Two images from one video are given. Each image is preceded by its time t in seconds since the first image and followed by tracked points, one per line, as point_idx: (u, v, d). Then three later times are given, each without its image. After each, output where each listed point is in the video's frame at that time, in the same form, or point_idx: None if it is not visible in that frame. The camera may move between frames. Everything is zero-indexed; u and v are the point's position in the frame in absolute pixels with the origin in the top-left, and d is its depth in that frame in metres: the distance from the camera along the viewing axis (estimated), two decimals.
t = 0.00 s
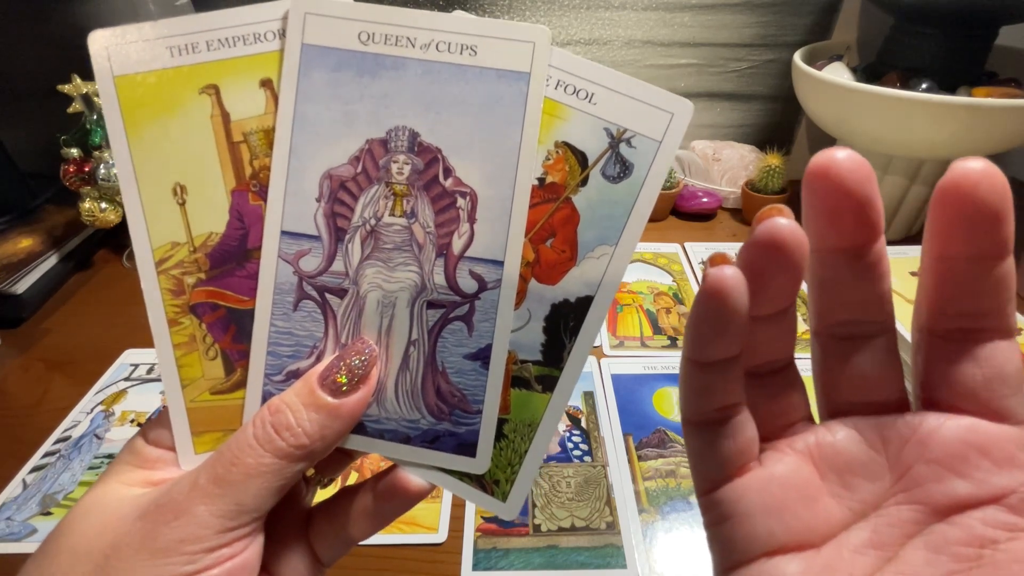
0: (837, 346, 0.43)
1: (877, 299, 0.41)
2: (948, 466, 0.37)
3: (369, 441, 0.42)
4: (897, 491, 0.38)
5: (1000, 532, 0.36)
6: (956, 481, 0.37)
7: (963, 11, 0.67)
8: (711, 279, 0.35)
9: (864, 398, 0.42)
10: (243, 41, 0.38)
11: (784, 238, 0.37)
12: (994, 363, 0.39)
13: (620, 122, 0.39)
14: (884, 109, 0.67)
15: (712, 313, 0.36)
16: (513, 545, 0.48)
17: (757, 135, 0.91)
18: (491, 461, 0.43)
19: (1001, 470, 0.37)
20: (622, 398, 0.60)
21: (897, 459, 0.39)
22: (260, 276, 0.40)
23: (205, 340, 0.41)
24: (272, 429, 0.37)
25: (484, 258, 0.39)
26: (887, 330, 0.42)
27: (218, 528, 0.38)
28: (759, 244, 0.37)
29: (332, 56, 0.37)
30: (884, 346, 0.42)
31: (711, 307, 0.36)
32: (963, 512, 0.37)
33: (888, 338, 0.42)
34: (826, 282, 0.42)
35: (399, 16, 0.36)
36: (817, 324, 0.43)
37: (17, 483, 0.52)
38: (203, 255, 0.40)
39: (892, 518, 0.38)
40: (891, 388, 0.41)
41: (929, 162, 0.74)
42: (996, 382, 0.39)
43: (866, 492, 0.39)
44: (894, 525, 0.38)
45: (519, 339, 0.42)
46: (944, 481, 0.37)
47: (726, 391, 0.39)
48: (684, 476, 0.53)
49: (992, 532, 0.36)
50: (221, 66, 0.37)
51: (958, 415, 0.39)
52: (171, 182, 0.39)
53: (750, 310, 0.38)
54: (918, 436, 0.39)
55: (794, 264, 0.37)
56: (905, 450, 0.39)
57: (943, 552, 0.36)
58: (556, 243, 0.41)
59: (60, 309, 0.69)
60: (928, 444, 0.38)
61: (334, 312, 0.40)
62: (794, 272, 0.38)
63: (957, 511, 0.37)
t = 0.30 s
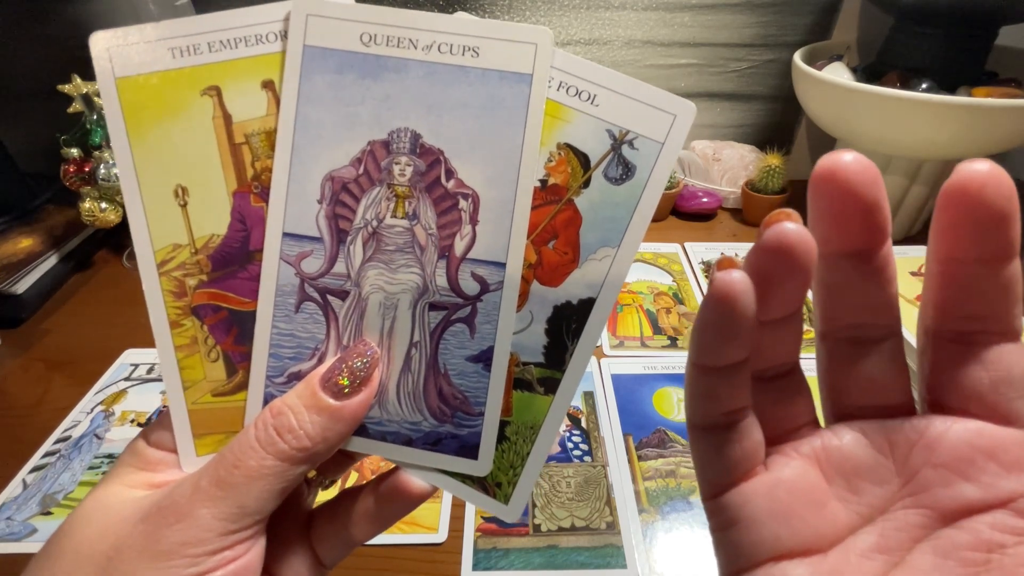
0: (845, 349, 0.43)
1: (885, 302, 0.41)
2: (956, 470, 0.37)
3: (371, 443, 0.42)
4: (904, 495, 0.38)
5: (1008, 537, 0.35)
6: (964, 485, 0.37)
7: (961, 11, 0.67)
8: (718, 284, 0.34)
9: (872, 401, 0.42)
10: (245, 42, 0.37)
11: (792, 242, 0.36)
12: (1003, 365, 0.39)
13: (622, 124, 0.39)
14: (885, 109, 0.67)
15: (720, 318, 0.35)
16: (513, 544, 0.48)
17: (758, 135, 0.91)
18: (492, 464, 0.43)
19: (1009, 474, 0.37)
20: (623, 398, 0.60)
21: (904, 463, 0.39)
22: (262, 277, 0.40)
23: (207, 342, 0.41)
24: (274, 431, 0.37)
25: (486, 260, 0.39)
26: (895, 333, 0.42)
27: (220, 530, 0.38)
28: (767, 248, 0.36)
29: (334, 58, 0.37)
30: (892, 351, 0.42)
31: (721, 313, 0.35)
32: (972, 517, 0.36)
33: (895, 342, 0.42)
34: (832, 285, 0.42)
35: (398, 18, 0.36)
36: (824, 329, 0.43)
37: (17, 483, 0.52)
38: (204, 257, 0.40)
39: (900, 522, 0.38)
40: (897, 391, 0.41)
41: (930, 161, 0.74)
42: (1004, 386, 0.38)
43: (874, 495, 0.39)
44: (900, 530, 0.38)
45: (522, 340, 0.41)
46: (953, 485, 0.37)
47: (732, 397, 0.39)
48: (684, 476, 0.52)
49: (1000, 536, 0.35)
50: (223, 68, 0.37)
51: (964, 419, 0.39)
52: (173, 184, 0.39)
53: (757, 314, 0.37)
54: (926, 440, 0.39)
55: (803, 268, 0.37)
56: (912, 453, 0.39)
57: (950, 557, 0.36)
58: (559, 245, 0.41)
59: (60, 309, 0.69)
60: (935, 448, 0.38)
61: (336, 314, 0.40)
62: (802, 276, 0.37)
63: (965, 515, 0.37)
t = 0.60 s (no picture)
0: (841, 350, 0.43)
1: (882, 303, 0.41)
2: (953, 471, 0.38)
3: (369, 444, 0.42)
4: (901, 497, 0.39)
5: (1007, 538, 0.36)
6: (961, 487, 0.37)
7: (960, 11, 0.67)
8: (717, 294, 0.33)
9: (870, 402, 0.42)
10: (242, 43, 0.37)
11: (794, 251, 0.34)
12: (998, 364, 0.39)
13: (620, 124, 0.39)
14: (884, 109, 0.67)
15: (720, 327, 0.34)
16: (513, 545, 0.47)
17: (757, 135, 0.91)
18: (491, 464, 0.43)
19: (1006, 475, 0.37)
20: (623, 398, 0.60)
21: (901, 465, 0.39)
22: (260, 278, 0.40)
23: (204, 343, 0.41)
24: (271, 432, 0.37)
25: (484, 260, 0.39)
26: (891, 335, 0.42)
27: (218, 532, 0.38)
28: (767, 256, 0.34)
29: (332, 58, 0.37)
30: (884, 352, 0.42)
31: (721, 321, 0.34)
32: (968, 518, 0.37)
33: (890, 343, 0.42)
34: (827, 287, 0.41)
35: (396, 18, 0.36)
36: (819, 330, 0.43)
37: (17, 483, 0.51)
38: (202, 257, 0.40)
39: (897, 524, 0.38)
40: (894, 392, 0.41)
41: (929, 162, 0.74)
42: (999, 384, 0.39)
43: (869, 498, 0.39)
44: (897, 532, 0.38)
45: (520, 340, 0.41)
46: (950, 487, 0.38)
47: (729, 404, 0.38)
48: (684, 476, 0.52)
49: (997, 538, 0.36)
50: (220, 68, 0.37)
51: (963, 419, 0.39)
52: (169, 185, 0.39)
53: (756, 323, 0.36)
54: (923, 441, 0.39)
55: (804, 277, 0.35)
56: (909, 455, 0.39)
57: (947, 558, 0.36)
58: (557, 245, 0.41)
59: (60, 309, 0.69)
60: (932, 449, 0.39)
61: (334, 315, 0.40)
62: (803, 285, 0.35)
63: (962, 517, 0.37)
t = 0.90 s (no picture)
0: (844, 354, 0.42)
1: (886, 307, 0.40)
2: (953, 472, 0.38)
3: (368, 444, 0.42)
4: (901, 498, 0.39)
5: (1007, 539, 0.36)
6: (962, 487, 0.38)
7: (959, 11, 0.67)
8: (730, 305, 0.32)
9: (871, 404, 0.42)
10: (241, 42, 0.37)
11: (803, 258, 0.33)
12: (999, 365, 0.39)
13: (618, 123, 0.39)
14: (885, 109, 0.67)
15: (732, 336, 0.33)
16: (513, 544, 0.47)
17: (757, 135, 0.91)
18: (490, 464, 0.43)
19: (1007, 475, 0.37)
20: (623, 398, 0.60)
21: (902, 466, 0.39)
22: (259, 278, 0.40)
23: (203, 342, 0.41)
24: (270, 432, 0.37)
25: (482, 259, 0.39)
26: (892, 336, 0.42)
27: (216, 531, 0.38)
28: (776, 263, 0.33)
29: (330, 57, 0.37)
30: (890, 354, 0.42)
31: (731, 331, 0.33)
32: (968, 519, 0.37)
33: (891, 346, 0.42)
34: (831, 293, 0.41)
35: (395, 18, 0.36)
36: (820, 333, 0.43)
37: (17, 483, 0.51)
38: (200, 257, 0.40)
39: (898, 525, 0.38)
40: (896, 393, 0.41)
41: (930, 162, 0.74)
42: (1000, 385, 0.39)
43: (870, 499, 0.39)
44: (898, 533, 0.38)
45: (519, 340, 0.41)
46: (951, 487, 0.38)
47: (734, 411, 0.37)
48: (684, 476, 0.52)
49: (998, 538, 0.36)
50: (219, 68, 0.37)
51: (963, 419, 0.39)
52: (168, 185, 0.39)
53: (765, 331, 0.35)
54: (922, 442, 0.39)
55: (813, 285, 0.34)
56: (911, 456, 0.39)
57: (948, 559, 0.36)
58: (555, 244, 0.41)
59: (60, 309, 0.69)
60: (933, 450, 0.39)
61: (332, 314, 0.40)
62: (810, 292, 0.34)
63: (962, 517, 0.37)
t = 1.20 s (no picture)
0: (858, 349, 0.40)
1: (901, 301, 0.39)
2: (967, 465, 0.36)
3: (369, 444, 0.42)
4: (913, 492, 0.37)
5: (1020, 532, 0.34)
6: (976, 481, 0.36)
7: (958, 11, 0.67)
8: (789, 323, 0.27)
9: (885, 400, 0.40)
10: (243, 45, 0.38)
11: (830, 250, 0.31)
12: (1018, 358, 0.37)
13: (618, 126, 0.39)
14: (885, 109, 0.67)
15: (783, 355, 0.28)
16: (513, 545, 0.48)
17: (757, 135, 0.91)
18: (490, 464, 0.43)
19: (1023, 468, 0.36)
20: (623, 398, 0.60)
21: (913, 459, 0.37)
22: (259, 280, 0.40)
23: (205, 343, 0.41)
24: (271, 432, 0.37)
25: (482, 261, 0.39)
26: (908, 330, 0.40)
27: (218, 532, 0.38)
28: (799, 256, 0.31)
29: (331, 60, 0.37)
30: (903, 350, 0.40)
31: (784, 351, 0.28)
32: (982, 512, 0.36)
33: (906, 341, 0.40)
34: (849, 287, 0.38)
35: (396, 21, 0.37)
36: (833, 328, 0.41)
37: (17, 483, 0.52)
38: (202, 259, 0.40)
39: (908, 520, 0.37)
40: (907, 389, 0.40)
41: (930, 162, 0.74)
42: (1017, 379, 0.37)
43: (882, 493, 0.38)
44: (911, 527, 0.36)
45: (519, 341, 0.42)
46: (963, 481, 0.36)
47: (764, 423, 0.33)
48: (684, 476, 0.53)
49: (1011, 531, 0.35)
50: (221, 71, 0.38)
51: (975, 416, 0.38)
52: (170, 187, 0.39)
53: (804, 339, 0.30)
54: (935, 436, 0.38)
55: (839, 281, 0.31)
56: (922, 450, 0.38)
57: (960, 552, 0.35)
58: (555, 246, 0.41)
59: (60, 309, 0.69)
60: (945, 443, 0.37)
61: (333, 316, 0.40)
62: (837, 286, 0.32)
63: (976, 511, 0.36)
